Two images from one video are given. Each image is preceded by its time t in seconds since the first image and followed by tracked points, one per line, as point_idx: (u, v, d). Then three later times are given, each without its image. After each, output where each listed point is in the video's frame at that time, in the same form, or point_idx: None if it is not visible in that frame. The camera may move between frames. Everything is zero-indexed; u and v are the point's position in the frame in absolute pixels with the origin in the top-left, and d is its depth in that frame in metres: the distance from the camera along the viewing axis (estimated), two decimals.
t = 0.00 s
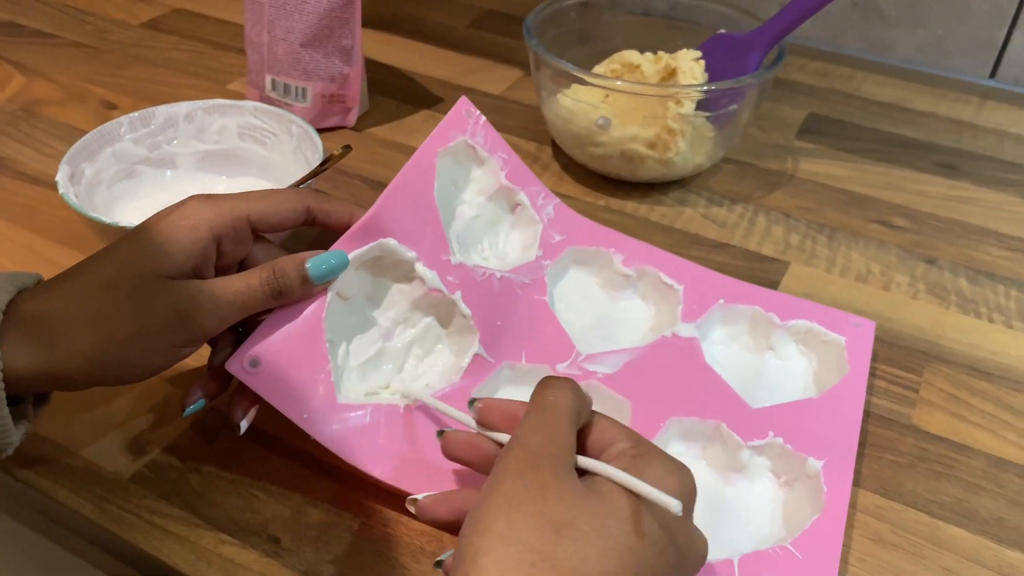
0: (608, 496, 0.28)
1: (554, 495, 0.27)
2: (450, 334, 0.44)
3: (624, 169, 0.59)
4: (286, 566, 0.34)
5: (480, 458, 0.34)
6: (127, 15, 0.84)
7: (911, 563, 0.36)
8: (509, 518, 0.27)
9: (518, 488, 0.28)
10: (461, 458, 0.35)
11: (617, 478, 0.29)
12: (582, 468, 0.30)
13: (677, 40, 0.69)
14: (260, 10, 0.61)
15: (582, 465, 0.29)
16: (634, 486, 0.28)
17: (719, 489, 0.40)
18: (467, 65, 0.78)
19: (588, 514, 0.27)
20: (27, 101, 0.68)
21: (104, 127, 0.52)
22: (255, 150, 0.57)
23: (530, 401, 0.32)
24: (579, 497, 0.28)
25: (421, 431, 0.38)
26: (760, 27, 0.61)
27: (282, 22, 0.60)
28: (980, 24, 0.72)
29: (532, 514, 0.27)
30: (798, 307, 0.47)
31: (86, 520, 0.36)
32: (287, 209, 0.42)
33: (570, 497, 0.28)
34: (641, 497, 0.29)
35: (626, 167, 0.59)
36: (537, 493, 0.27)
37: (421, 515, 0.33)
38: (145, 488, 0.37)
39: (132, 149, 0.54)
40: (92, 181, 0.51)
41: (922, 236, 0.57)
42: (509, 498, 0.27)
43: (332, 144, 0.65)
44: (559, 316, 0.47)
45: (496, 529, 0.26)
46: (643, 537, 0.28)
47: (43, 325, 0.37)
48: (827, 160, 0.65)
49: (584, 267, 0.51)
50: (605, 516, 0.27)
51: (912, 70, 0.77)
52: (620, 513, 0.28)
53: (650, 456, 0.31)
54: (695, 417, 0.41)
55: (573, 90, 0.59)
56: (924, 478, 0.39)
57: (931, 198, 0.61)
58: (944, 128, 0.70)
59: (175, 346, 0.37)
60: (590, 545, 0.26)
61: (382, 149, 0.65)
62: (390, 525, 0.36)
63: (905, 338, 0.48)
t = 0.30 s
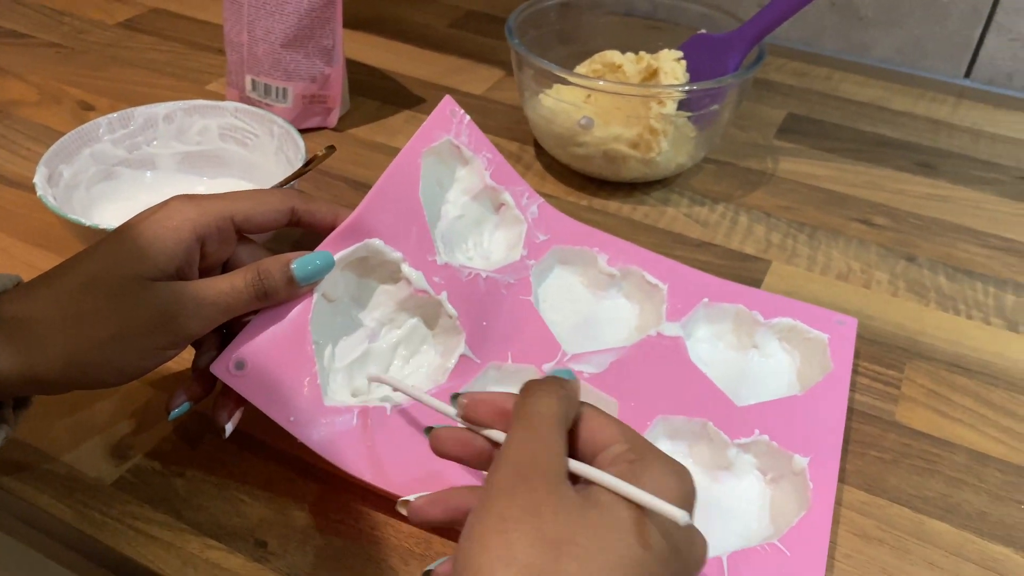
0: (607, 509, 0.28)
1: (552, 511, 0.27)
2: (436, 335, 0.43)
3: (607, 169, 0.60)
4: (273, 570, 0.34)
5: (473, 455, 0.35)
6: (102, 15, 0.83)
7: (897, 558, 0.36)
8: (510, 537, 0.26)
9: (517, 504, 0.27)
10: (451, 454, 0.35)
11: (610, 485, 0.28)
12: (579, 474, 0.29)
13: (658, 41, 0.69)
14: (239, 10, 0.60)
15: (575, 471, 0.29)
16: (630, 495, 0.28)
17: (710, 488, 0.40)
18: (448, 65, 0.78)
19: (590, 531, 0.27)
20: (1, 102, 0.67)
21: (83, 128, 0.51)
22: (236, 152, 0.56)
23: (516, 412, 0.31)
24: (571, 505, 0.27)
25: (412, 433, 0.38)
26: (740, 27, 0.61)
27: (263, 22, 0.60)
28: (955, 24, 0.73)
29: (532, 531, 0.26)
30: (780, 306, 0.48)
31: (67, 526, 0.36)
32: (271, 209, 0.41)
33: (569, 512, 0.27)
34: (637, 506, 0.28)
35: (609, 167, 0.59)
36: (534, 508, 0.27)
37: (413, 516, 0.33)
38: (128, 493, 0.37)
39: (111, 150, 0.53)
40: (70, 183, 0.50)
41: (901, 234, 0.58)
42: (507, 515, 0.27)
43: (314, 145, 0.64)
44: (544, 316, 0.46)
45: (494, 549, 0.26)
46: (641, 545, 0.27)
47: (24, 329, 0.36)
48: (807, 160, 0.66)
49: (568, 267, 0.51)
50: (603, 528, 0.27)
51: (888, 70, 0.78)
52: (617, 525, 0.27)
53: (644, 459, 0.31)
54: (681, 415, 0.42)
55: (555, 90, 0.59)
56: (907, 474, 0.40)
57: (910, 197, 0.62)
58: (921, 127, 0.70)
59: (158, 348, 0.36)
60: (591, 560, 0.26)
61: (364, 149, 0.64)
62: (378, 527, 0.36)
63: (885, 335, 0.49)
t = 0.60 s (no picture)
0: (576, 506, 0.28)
1: (513, 513, 0.27)
2: (424, 335, 0.44)
3: (595, 168, 0.60)
4: (262, 572, 0.34)
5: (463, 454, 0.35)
6: (86, 13, 0.82)
7: (885, 554, 0.36)
8: (471, 542, 0.26)
9: (482, 510, 0.27)
10: (444, 455, 0.35)
11: (583, 481, 0.29)
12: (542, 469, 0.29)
13: (645, 41, 0.70)
14: (225, 8, 0.60)
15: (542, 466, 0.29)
16: (605, 491, 0.28)
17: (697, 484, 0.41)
18: (436, 65, 0.77)
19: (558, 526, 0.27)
20: None
21: (68, 127, 0.51)
22: (223, 151, 0.56)
23: (482, 416, 0.30)
24: (542, 505, 0.27)
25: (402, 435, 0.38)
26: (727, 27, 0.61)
27: (250, 21, 0.59)
28: (939, 26, 0.74)
29: (492, 535, 0.26)
30: (768, 304, 0.48)
31: (53, 528, 0.35)
32: (259, 210, 0.41)
33: (533, 514, 0.27)
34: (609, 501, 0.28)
35: (597, 167, 0.60)
36: (495, 513, 0.27)
37: (401, 531, 0.32)
38: (116, 494, 0.36)
39: (97, 149, 0.53)
40: (56, 183, 0.50)
41: (887, 233, 0.58)
42: (469, 522, 0.27)
43: (302, 145, 0.64)
44: (533, 316, 0.47)
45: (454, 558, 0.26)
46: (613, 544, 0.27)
47: (10, 330, 0.36)
48: (794, 159, 0.66)
49: (556, 268, 0.51)
50: (572, 526, 0.27)
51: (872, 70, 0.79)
52: (590, 522, 0.28)
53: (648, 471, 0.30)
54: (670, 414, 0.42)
55: (543, 89, 0.59)
56: (894, 471, 0.40)
57: (896, 196, 0.62)
58: (906, 127, 0.71)
59: (146, 349, 0.36)
60: (559, 556, 0.26)
61: (352, 149, 0.64)
62: (367, 528, 0.36)
63: (871, 334, 0.49)
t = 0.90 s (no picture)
0: (548, 436, 0.29)
1: (486, 452, 0.29)
2: (427, 335, 0.44)
3: (594, 170, 0.60)
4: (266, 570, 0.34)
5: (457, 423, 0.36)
6: (83, 12, 0.82)
7: (883, 552, 0.37)
8: (449, 485, 0.28)
9: (459, 452, 0.29)
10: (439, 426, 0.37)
11: (553, 412, 0.29)
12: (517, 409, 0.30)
13: (643, 43, 0.70)
14: (225, 8, 0.60)
15: (520, 409, 0.30)
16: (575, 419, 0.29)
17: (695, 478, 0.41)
18: (434, 66, 0.78)
19: (527, 459, 0.28)
20: None
21: (69, 126, 0.51)
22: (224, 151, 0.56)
23: (464, 367, 0.32)
24: (514, 441, 0.29)
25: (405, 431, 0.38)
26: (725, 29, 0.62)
27: (249, 21, 0.59)
28: (933, 30, 0.74)
29: (466, 475, 0.28)
30: (766, 305, 0.48)
31: (58, 526, 0.36)
32: (264, 210, 0.41)
33: (507, 451, 0.29)
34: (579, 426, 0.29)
35: (596, 168, 0.60)
36: (471, 452, 0.29)
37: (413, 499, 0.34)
38: (120, 493, 0.37)
39: (97, 149, 0.53)
40: (57, 182, 0.50)
41: (883, 235, 0.59)
42: (449, 464, 0.29)
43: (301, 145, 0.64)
44: (534, 317, 0.47)
45: (434, 501, 0.28)
46: (583, 468, 0.28)
47: (13, 329, 0.36)
48: (790, 161, 0.67)
49: (556, 268, 0.51)
50: (544, 459, 0.28)
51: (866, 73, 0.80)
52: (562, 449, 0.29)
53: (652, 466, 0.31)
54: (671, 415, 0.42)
55: (542, 90, 0.59)
56: (892, 470, 0.41)
57: (891, 198, 0.63)
58: (901, 130, 0.72)
59: (151, 349, 0.36)
60: (527, 489, 0.27)
61: (351, 149, 0.64)
62: (371, 526, 0.36)
63: (868, 334, 0.49)
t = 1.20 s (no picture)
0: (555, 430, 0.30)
1: (494, 447, 0.29)
2: (433, 335, 0.44)
3: (596, 172, 0.60)
4: (273, 571, 0.35)
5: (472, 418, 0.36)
6: (85, 13, 0.82)
7: (887, 553, 0.37)
8: (457, 480, 0.28)
9: (468, 445, 0.29)
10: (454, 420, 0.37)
11: (562, 407, 0.30)
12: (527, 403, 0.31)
13: (645, 46, 0.70)
14: (228, 10, 0.60)
15: (530, 404, 0.30)
16: (582, 412, 0.29)
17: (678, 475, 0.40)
18: (436, 68, 0.78)
19: (533, 452, 0.29)
20: None
21: (73, 127, 0.51)
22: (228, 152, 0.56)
23: (475, 362, 0.32)
24: (523, 436, 0.29)
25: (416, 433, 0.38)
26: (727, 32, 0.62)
27: (253, 23, 0.60)
28: (933, 33, 0.75)
29: (475, 470, 0.28)
30: (770, 308, 0.49)
31: (64, 527, 0.36)
32: (275, 209, 0.41)
33: (517, 446, 0.29)
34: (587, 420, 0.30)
35: (599, 170, 0.60)
36: (479, 447, 0.29)
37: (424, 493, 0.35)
38: (126, 494, 0.37)
39: (101, 149, 0.53)
40: (62, 183, 0.50)
41: (884, 237, 0.59)
42: (457, 460, 0.29)
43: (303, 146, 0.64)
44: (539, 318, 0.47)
45: (443, 494, 0.28)
46: (590, 461, 0.29)
47: (24, 327, 0.36)
48: (792, 164, 0.67)
49: (561, 270, 0.52)
50: (551, 453, 0.29)
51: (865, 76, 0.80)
52: (568, 442, 0.29)
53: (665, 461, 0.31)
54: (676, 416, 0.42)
55: (545, 92, 0.59)
56: (894, 471, 0.41)
57: (892, 201, 0.63)
58: (900, 133, 0.72)
59: (162, 348, 0.36)
60: (536, 485, 0.28)
61: (354, 150, 0.64)
62: (377, 527, 0.37)
63: (870, 336, 0.50)
